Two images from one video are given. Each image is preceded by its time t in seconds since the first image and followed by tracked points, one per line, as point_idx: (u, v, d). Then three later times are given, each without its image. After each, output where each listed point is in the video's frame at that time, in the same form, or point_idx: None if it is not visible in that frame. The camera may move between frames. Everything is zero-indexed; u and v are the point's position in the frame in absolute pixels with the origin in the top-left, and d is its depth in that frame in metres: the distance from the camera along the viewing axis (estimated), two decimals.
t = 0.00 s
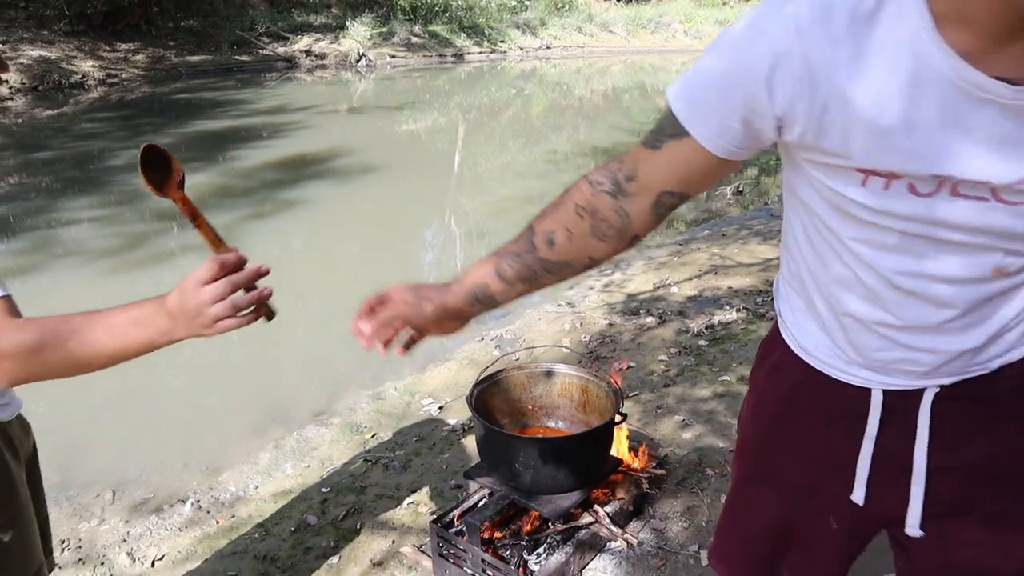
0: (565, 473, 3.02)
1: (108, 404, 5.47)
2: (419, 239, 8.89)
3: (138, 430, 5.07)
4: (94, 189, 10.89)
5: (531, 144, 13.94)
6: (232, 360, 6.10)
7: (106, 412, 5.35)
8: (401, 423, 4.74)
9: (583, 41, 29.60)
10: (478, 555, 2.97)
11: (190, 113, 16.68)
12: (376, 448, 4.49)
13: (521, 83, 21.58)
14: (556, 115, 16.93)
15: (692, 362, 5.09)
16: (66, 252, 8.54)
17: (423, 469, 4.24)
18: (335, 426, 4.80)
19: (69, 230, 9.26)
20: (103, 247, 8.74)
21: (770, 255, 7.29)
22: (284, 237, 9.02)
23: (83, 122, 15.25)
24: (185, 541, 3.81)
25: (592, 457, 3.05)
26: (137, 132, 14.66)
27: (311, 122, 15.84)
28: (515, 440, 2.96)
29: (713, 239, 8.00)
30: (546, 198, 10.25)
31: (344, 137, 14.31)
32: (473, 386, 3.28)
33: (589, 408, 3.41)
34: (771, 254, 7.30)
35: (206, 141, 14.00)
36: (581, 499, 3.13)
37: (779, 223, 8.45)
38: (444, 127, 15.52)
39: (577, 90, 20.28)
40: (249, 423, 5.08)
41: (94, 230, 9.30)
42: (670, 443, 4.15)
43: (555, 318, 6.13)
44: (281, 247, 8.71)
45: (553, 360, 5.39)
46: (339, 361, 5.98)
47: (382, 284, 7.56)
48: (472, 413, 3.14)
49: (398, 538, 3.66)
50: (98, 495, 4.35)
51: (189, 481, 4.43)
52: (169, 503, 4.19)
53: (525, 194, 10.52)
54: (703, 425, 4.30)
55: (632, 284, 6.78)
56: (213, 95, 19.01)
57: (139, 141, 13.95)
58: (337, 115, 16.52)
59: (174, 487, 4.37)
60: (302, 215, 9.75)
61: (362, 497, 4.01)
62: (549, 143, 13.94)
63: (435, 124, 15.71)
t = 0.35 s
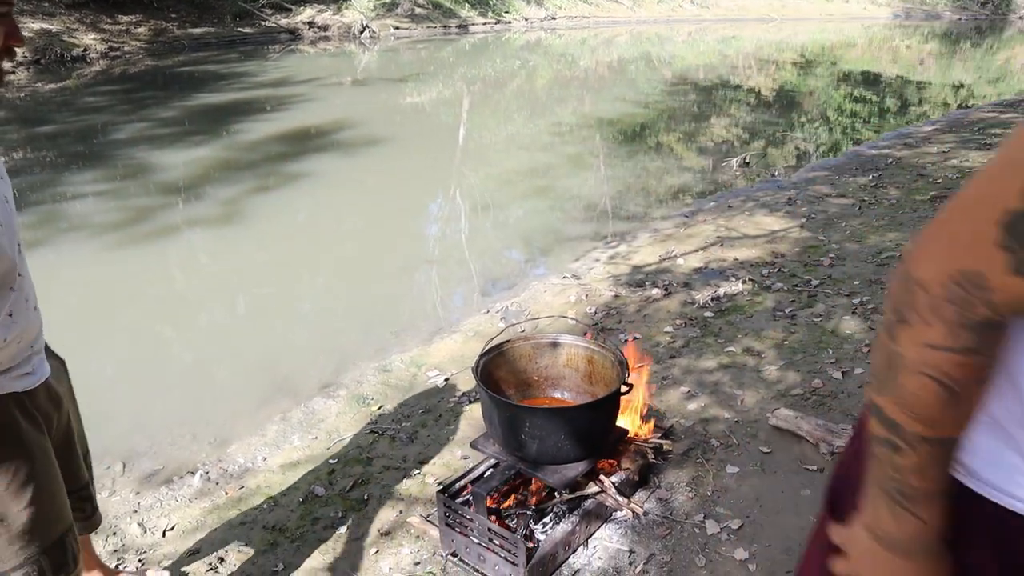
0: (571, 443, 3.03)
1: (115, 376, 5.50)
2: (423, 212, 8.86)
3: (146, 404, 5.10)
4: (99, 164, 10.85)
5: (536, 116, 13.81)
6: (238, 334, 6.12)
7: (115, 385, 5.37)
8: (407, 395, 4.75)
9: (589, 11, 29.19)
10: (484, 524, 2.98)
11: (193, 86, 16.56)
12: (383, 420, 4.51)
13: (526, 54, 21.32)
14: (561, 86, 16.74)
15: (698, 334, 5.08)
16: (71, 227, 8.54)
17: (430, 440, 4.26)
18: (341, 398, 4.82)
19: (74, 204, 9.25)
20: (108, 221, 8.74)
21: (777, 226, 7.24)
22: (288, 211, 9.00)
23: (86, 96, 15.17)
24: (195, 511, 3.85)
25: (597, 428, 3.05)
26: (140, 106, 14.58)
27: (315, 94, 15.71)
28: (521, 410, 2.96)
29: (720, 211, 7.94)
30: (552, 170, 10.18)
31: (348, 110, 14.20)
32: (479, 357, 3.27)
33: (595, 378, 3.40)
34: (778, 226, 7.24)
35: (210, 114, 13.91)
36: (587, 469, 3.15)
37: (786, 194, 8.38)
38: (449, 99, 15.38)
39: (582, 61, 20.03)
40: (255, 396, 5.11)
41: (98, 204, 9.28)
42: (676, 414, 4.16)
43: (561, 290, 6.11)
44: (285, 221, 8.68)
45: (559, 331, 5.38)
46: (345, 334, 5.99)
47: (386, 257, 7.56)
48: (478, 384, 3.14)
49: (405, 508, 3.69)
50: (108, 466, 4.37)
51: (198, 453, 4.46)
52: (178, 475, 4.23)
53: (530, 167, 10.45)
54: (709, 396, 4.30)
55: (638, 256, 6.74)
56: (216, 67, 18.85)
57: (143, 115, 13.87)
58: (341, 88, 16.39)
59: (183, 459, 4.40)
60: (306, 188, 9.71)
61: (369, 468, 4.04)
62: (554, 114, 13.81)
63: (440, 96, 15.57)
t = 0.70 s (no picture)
0: (571, 419, 3.03)
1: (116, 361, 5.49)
2: (421, 193, 8.82)
3: (148, 388, 5.10)
4: (93, 149, 10.78)
5: (532, 94, 13.70)
6: (238, 318, 6.11)
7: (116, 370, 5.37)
8: (408, 375, 4.76)
9: None
10: (486, 501, 2.99)
11: (187, 70, 16.41)
12: (384, 400, 4.52)
13: (522, 32, 21.10)
14: (558, 64, 16.58)
15: (697, 309, 5.07)
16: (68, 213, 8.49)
17: (430, 419, 4.27)
18: (342, 379, 4.83)
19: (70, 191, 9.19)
20: (104, 207, 8.69)
21: (776, 201, 7.21)
22: (285, 193, 8.95)
23: (79, 81, 15.04)
24: (198, 494, 3.86)
25: (597, 403, 3.05)
26: (133, 90, 14.45)
27: (309, 76, 15.57)
28: (520, 387, 2.96)
29: (718, 187, 7.90)
30: (549, 148, 10.11)
31: (343, 91, 14.08)
32: (478, 335, 3.27)
33: (595, 354, 3.40)
34: (777, 201, 7.21)
35: (204, 98, 13.79)
36: (588, 445, 3.16)
37: (785, 169, 8.33)
38: (444, 78, 15.25)
39: (578, 38, 19.82)
40: (257, 379, 5.11)
41: (94, 189, 9.23)
42: (675, 389, 4.17)
43: (560, 268, 6.09)
44: (283, 204, 8.64)
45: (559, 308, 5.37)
46: (345, 316, 5.97)
47: (385, 238, 7.53)
48: (477, 361, 3.13)
49: (407, 487, 3.71)
50: (111, 450, 4.37)
51: (200, 436, 4.47)
52: (181, 458, 4.24)
53: (527, 145, 10.38)
54: (709, 370, 4.31)
55: (637, 233, 6.72)
56: (209, 50, 18.66)
57: (136, 100, 13.76)
58: (335, 69, 16.24)
59: (185, 442, 4.41)
60: (303, 171, 9.65)
61: (371, 448, 4.05)
62: (551, 92, 13.70)
63: (435, 76, 15.44)
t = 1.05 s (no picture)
0: (570, 415, 3.03)
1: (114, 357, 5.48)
2: (418, 188, 8.80)
3: (145, 384, 5.09)
4: (90, 145, 10.74)
5: (530, 89, 13.66)
6: (236, 313, 6.10)
7: (112, 366, 5.34)
8: (407, 370, 4.76)
9: None
10: (485, 496, 2.99)
11: (183, 65, 16.34)
12: (382, 395, 4.51)
13: (519, 27, 21.03)
14: (555, 58, 16.53)
15: (695, 304, 5.07)
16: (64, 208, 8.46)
17: (429, 414, 4.27)
18: (341, 375, 4.82)
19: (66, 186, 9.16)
20: (101, 202, 8.65)
21: (774, 196, 7.20)
22: (282, 189, 8.93)
23: (75, 76, 14.97)
24: (197, 490, 3.85)
25: (596, 399, 3.05)
26: (130, 86, 14.39)
27: (306, 71, 15.51)
28: (519, 382, 2.96)
29: (716, 181, 7.90)
30: (547, 143, 10.09)
31: (340, 86, 14.04)
32: (477, 330, 3.26)
33: (594, 349, 3.39)
34: (775, 195, 7.21)
35: (200, 93, 13.74)
36: (587, 440, 3.16)
37: (782, 164, 8.32)
38: (442, 73, 15.21)
39: (575, 32, 19.77)
40: (255, 375, 5.11)
41: (91, 185, 9.20)
42: (674, 384, 4.17)
43: (558, 263, 6.09)
44: (280, 199, 8.61)
45: (557, 303, 5.37)
46: (343, 311, 5.97)
47: (382, 233, 7.52)
48: (476, 357, 3.13)
49: (406, 483, 3.70)
50: (109, 447, 4.37)
51: (199, 432, 4.46)
52: (180, 454, 4.23)
53: (525, 140, 10.36)
54: (707, 365, 4.31)
55: (635, 228, 6.72)
56: (205, 45, 18.58)
57: (133, 95, 13.70)
58: (333, 63, 16.19)
59: (183, 438, 4.40)
60: (300, 166, 9.63)
61: (370, 444, 4.05)
62: (548, 87, 13.67)
63: (432, 70, 15.39)
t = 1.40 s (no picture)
0: (570, 409, 3.03)
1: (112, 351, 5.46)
2: (418, 182, 8.78)
3: (143, 377, 5.08)
4: (88, 136, 10.70)
5: (530, 83, 13.62)
6: (235, 307, 6.08)
7: (110, 359, 5.32)
8: (405, 364, 4.75)
9: None
10: (484, 491, 2.98)
11: (182, 56, 16.27)
12: (381, 389, 4.51)
13: (519, 20, 20.95)
14: (555, 52, 16.47)
15: (695, 300, 5.06)
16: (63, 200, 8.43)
17: (427, 408, 4.26)
18: (340, 368, 4.81)
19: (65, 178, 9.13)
20: (99, 194, 8.62)
21: (774, 191, 7.19)
22: (282, 181, 8.90)
23: (73, 67, 14.91)
24: (195, 482, 3.85)
25: (596, 394, 3.05)
26: (128, 77, 14.33)
27: (306, 63, 15.45)
28: (518, 376, 2.95)
29: (716, 177, 7.88)
30: (546, 137, 10.07)
31: (340, 78, 13.99)
32: (477, 324, 3.25)
33: (593, 343, 3.39)
34: (775, 191, 7.20)
35: (199, 85, 13.68)
36: (586, 435, 3.15)
37: (783, 160, 8.31)
38: (442, 66, 15.16)
39: (576, 26, 19.70)
40: (253, 368, 5.10)
41: (89, 177, 9.16)
42: (674, 379, 4.16)
43: (557, 257, 6.08)
44: (279, 192, 8.58)
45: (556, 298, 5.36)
46: (342, 305, 5.95)
47: (381, 227, 7.50)
48: (475, 351, 3.12)
49: (405, 476, 3.70)
50: (107, 439, 4.36)
51: (197, 425, 4.45)
52: (178, 447, 4.22)
53: (525, 134, 10.33)
54: (706, 360, 4.30)
55: (635, 223, 6.70)
56: (204, 37, 18.50)
57: (131, 86, 13.65)
58: (332, 56, 16.13)
59: (181, 431, 4.39)
60: (299, 158, 9.60)
61: (368, 437, 4.04)
62: (548, 81, 13.63)
63: (432, 64, 15.35)
